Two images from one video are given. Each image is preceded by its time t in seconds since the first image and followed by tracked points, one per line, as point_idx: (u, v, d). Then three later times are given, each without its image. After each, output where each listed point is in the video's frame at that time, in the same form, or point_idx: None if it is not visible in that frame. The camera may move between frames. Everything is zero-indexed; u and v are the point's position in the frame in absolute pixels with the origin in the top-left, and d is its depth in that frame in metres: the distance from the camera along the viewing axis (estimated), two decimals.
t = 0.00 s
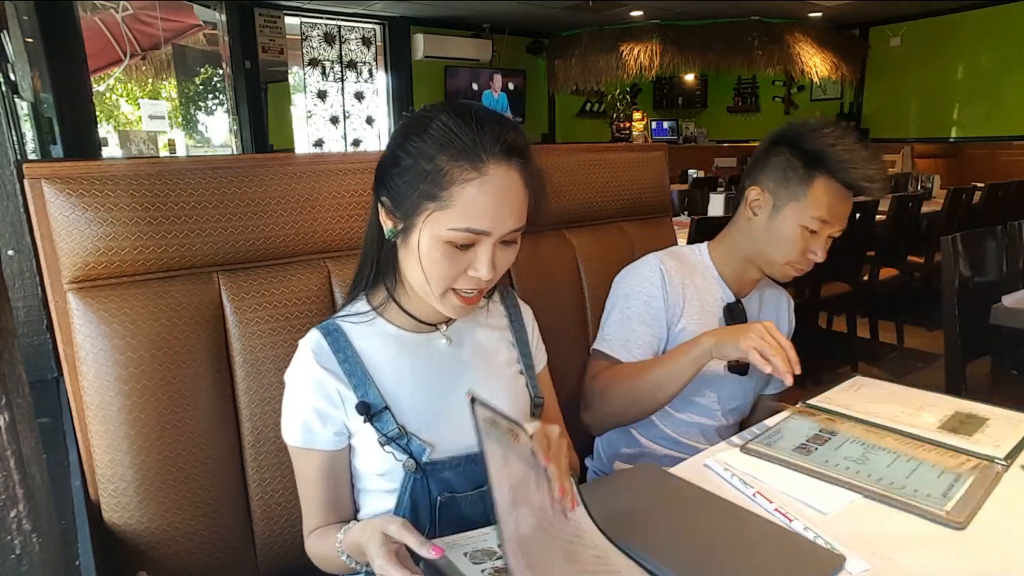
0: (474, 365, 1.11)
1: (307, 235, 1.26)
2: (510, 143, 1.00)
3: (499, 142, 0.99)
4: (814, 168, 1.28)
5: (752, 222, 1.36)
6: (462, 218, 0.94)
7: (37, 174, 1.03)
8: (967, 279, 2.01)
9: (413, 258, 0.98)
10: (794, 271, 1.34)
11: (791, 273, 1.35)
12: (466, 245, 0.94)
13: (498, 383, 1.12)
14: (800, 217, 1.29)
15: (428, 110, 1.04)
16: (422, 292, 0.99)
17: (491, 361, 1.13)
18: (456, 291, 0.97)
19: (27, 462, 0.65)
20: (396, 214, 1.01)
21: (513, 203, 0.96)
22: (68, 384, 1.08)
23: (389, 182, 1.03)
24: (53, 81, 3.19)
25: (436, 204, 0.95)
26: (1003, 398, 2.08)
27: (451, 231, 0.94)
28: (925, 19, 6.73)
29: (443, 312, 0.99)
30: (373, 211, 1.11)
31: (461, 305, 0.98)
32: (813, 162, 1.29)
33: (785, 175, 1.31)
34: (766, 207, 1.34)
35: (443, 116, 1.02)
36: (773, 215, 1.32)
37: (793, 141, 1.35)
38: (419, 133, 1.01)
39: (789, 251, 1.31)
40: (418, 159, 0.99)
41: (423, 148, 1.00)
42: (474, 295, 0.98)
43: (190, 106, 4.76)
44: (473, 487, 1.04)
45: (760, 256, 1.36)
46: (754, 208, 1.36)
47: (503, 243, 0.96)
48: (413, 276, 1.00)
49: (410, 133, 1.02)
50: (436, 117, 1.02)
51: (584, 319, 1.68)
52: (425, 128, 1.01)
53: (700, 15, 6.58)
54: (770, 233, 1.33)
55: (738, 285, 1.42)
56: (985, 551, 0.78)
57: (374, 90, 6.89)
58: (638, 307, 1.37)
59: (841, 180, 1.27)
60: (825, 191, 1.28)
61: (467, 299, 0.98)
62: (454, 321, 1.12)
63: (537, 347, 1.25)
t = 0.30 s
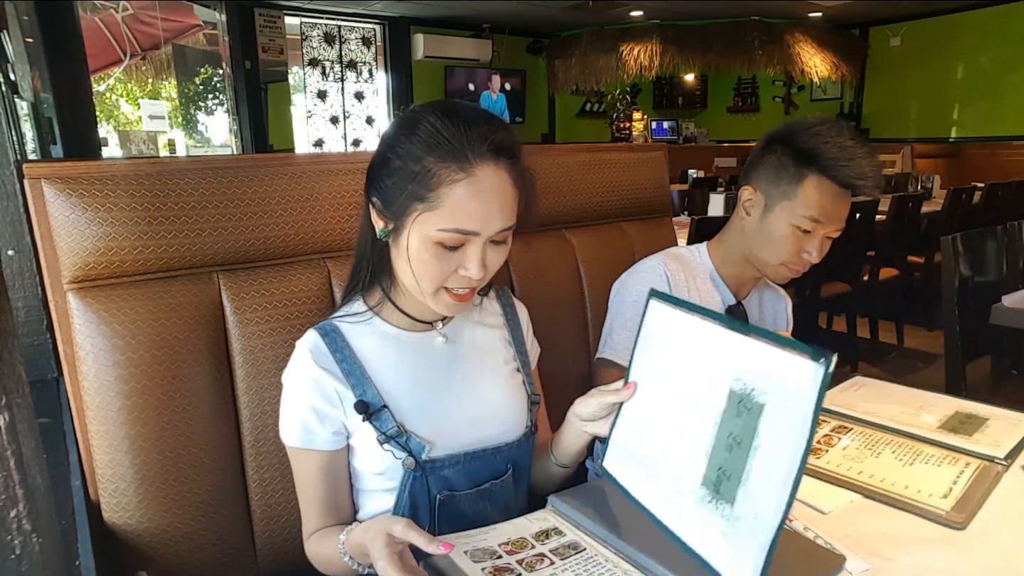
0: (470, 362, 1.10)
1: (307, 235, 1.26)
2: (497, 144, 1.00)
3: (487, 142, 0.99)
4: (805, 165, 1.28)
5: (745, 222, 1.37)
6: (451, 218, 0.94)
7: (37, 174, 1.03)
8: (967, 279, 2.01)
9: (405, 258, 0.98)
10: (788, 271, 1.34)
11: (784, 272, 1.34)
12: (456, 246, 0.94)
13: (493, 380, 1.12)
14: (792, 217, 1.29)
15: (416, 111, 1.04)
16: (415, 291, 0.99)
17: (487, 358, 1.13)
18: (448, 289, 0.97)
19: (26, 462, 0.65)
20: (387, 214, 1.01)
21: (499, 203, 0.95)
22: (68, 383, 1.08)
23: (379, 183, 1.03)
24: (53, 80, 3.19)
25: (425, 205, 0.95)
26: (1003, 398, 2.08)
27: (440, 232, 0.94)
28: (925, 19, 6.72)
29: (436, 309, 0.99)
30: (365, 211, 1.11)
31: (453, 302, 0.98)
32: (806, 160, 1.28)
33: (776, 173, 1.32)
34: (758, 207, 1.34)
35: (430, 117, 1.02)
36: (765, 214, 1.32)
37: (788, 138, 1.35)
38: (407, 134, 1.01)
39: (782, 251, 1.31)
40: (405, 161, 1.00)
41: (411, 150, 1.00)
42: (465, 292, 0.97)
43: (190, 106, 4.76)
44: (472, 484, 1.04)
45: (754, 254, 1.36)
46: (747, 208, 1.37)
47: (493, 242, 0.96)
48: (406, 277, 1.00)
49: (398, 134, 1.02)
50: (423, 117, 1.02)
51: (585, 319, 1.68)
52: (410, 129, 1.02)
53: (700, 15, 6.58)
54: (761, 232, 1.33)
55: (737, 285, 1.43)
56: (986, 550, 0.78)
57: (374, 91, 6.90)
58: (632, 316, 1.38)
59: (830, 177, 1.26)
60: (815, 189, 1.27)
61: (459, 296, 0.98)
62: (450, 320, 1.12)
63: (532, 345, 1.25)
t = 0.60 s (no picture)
0: (471, 361, 1.11)
1: (307, 235, 1.26)
2: (503, 149, 1.00)
3: (492, 147, 0.99)
4: (811, 169, 1.28)
5: (752, 229, 1.37)
6: (455, 222, 0.94)
7: (37, 174, 1.03)
8: (967, 279, 2.01)
9: (407, 260, 0.99)
10: (800, 279, 1.33)
11: (797, 281, 1.34)
12: (459, 249, 0.94)
13: (495, 380, 1.12)
14: (799, 222, 1.29)
15: (420, 113, 1.03)
16: (417, 292, 0.99)
17: (488, 358, 1.13)
18: (450, 291, 0.97)
19: (27, 462, 0.65)
20: (390, 216, 1.01)
21: (503, 208, 0.96)
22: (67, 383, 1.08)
23: (382, 185, 1.03)
24: (53, 81, 3.19)
25: (429, 209, 0.95)
26: (1004, 398, 2.08)
27: (444, 235, 0.94)
28: (925, 19, 6.72)
29: (438, 311, 0.99)
30: (367, 212, 1.11)
31: (455, 304, 0.98)
32: (810, 164, 1.29)
33: (781, 180, 1.32)
34: (763, 214, 1.35)
35: (435, 121, 1.01)
36: (772, 220, 1.33)
37: (790, 142, 1.35)
38: (411, 138, 1.01)
39: (792, 258, 1.31)
40: (409, 166, 0.99)
41: (416, 154, 0.99)
42: (468, 294, 0.98)
43: (190, 106, 4.76)
44: (474, 483, 1.04)
45: (760, 262, 1.36)
46: (753, 215, 1.37)
47: (495, 245, 0.96)
48: (408, 279, 1.00)
49: (401, 137, 1.02)
50: (427, 120, 1.02)
51: (584, 319, 1.68)
52: (414, 133, 1.01)
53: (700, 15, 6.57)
54: (768, 239, 1.33)
55: (738, 292, 1.42)
56: (988, 550, 0.78)
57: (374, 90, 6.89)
58: (621, 314, 1.39)
59: (837, 181, 1.26)
60: (821, 194, 1.27)
61: (461, 297, 0.98)
62: (451, 319, 1.12)
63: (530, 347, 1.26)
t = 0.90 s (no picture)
0: (476, 363, 1.11)
1: (307, 235, 1.26)
2: (511, 150, 1.00)
3: (501, 148, 0.99)
4: (797, 165, 1.29)
5: (747, 229, 1.37)
6: (462, 223, 0.94)
7: (37, 174, 1.03)
8: (967, 279, 2.01)
9: (413, 261, 0.99)
10: (802, 275, 1.32)
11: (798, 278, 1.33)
12: (467, 250, 0.95)
13: (499, 381, 1.12)
14: (793, 218, 1.29)
15: (429, 113, 1.03)
16: (423, 293, 0.99)
17: (492, 359, 1.13)
18: (457, 292, 0.97)
19: (27, 462, 0.65)
20: (397, 217, 1.01)
21: (511, 210, 0.96)
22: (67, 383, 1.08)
23: (389, 185, 1.03)
24: (53, 81, 3.19)
25: (437, 209, 0.96)
26: (1004, 398, 2.07)
27: (452, 236, 0.94)
28: (925, 19, 6.72)
29: (444, 312, 0.99)
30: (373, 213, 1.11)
31: (462, 305, 0.98)
32: (799, 160, 1.29)
33: (770, 178, 1.33)
34: (756, 214, 1.35)
35: (443, 121, 1.01)
36: (766, 219, 1.33)
37: (777, 139, 1.36)
38: (420, 138, 1.01)
39: (791, 256, 1.30)
40: (417, 166, 0.99)
41: (424, 155, 0.99)
42: (475, 295, 0.98)
43: (190, 106, 4.76)
44: (476, 484, 1.04)
45: (759, 262, 1.35)
46: (746, 215, 1.38)
47: (503, 246, 0.96)
48: (414, 279, 1.00)
49: (409, 138, 1.02)
50: (435, 121, 1.02)
51: (585, 319, 1.68)
52: (423, 133, 1.01)
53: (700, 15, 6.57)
54: (765, 237, 1.33)
55: (740, 293, 1.42)
56: (989, 551, 0.77)
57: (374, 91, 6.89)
58: (657, 322, 1.35)
59: (828, 174, 1.27)
60: (813, 189, 1.27)
61: (469, 299, 0.98)
62: (455, 320, 1.12)
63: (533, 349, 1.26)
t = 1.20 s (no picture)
0: (479, 364, 1.11)
1: (307, 235, 1.26)
2: (517, 151, 1.00)
3: (507, 150, 0.99)
4: (801, 165, 1.29)
5: (751, 230, 1.37)
6: (468, 225, 0.94)
7: (37, 174, 1.03)
8: (967, 279, 2.01)
9: (418, 263, 0.99)
10: (806, 276, 1.32)
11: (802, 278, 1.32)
12: (472, 252, 0.95)
13: (502, 382, 1.12)
14: (796, 220, 1.29)
15: (434, 113, 1.03)
16: (428, 294, 0.99)
17: (495, 360, 1.13)
18: (462, 294, 0.97)
19: (27, 462, 0.65)
20: (402, 217, 1.01)
21: (516, 211, 0.96)
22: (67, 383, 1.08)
23: (394, 187, 1.03)
24: (53, 80, 3.19)
25: (443, 212, 0.95)
26: (1004, 398, 2.07)
27: (456, 238, 0.94)
28: (925, 19, 6.72)
29: (450, 314, 0.99)
30: (377, 214, 1.11)
31: (467, 307, 0.98)
32: (800, 160, 1.30)
33: (774, 180, 1.33)
34: (760, 215, 1.36)
35: (449, 122, 1.01)
36: (769, 220, 1.33)
37: (781, 140, 1.36)
38: (425, 140, 1.01)
39: (794, 257, 1.30)
40: (423, 168, 0.99)
41: (429, 156, 0.99)
42: (479, 297, 0.98)
43: (190, 106, 4.76)
44: (479, 485, 1.05)
45: (762, 261, 1.35)
46: (750, 217, 1.38)
47: (508, 248, 0.96)
48: (418, 280, 1.00)
49: (415, 139, 1.02)
50: (440, 122, 1.02)
51: (585, 318, 1.68)
52: (429, 134, 1.01)
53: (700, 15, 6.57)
54: (769, 238, 1.33)
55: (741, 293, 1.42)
56: (989, 550, 0.77)
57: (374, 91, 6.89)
58: (667, 318, 1.35)
59: (830, 175, 1.27)
60: (816, 190, 1.27)
61: (473, 301, 0.98)
62: (458, 321, 1.12)
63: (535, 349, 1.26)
